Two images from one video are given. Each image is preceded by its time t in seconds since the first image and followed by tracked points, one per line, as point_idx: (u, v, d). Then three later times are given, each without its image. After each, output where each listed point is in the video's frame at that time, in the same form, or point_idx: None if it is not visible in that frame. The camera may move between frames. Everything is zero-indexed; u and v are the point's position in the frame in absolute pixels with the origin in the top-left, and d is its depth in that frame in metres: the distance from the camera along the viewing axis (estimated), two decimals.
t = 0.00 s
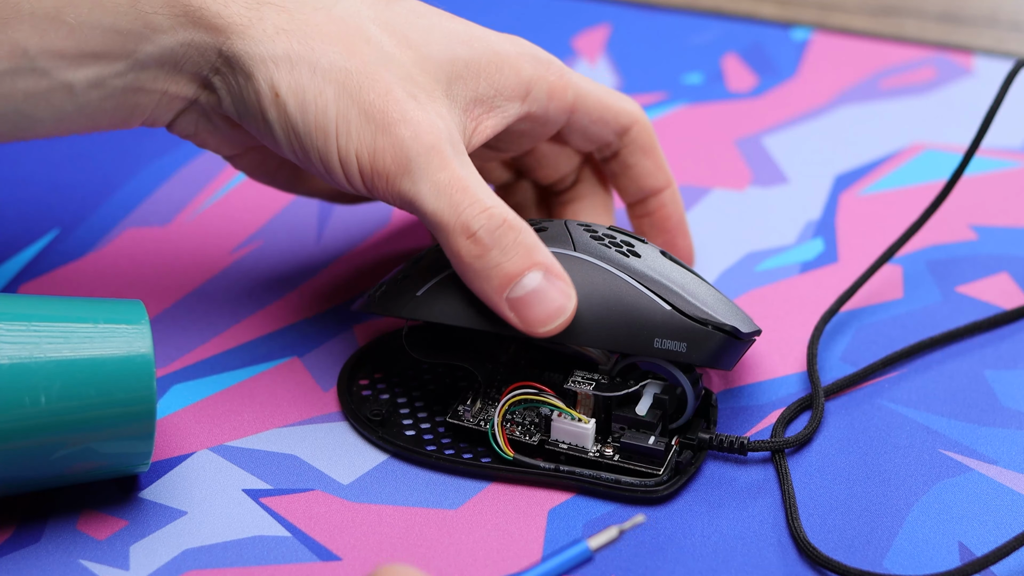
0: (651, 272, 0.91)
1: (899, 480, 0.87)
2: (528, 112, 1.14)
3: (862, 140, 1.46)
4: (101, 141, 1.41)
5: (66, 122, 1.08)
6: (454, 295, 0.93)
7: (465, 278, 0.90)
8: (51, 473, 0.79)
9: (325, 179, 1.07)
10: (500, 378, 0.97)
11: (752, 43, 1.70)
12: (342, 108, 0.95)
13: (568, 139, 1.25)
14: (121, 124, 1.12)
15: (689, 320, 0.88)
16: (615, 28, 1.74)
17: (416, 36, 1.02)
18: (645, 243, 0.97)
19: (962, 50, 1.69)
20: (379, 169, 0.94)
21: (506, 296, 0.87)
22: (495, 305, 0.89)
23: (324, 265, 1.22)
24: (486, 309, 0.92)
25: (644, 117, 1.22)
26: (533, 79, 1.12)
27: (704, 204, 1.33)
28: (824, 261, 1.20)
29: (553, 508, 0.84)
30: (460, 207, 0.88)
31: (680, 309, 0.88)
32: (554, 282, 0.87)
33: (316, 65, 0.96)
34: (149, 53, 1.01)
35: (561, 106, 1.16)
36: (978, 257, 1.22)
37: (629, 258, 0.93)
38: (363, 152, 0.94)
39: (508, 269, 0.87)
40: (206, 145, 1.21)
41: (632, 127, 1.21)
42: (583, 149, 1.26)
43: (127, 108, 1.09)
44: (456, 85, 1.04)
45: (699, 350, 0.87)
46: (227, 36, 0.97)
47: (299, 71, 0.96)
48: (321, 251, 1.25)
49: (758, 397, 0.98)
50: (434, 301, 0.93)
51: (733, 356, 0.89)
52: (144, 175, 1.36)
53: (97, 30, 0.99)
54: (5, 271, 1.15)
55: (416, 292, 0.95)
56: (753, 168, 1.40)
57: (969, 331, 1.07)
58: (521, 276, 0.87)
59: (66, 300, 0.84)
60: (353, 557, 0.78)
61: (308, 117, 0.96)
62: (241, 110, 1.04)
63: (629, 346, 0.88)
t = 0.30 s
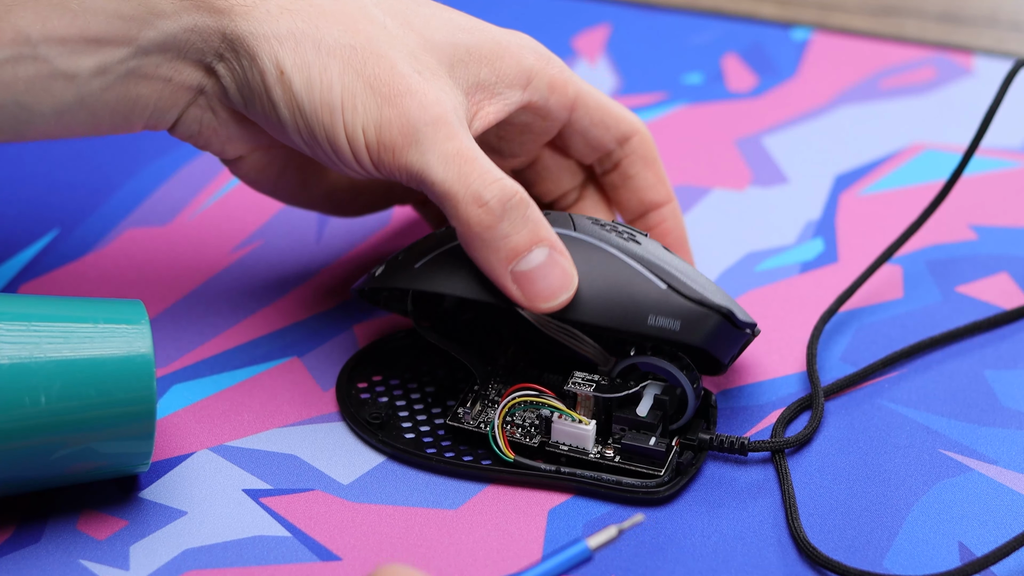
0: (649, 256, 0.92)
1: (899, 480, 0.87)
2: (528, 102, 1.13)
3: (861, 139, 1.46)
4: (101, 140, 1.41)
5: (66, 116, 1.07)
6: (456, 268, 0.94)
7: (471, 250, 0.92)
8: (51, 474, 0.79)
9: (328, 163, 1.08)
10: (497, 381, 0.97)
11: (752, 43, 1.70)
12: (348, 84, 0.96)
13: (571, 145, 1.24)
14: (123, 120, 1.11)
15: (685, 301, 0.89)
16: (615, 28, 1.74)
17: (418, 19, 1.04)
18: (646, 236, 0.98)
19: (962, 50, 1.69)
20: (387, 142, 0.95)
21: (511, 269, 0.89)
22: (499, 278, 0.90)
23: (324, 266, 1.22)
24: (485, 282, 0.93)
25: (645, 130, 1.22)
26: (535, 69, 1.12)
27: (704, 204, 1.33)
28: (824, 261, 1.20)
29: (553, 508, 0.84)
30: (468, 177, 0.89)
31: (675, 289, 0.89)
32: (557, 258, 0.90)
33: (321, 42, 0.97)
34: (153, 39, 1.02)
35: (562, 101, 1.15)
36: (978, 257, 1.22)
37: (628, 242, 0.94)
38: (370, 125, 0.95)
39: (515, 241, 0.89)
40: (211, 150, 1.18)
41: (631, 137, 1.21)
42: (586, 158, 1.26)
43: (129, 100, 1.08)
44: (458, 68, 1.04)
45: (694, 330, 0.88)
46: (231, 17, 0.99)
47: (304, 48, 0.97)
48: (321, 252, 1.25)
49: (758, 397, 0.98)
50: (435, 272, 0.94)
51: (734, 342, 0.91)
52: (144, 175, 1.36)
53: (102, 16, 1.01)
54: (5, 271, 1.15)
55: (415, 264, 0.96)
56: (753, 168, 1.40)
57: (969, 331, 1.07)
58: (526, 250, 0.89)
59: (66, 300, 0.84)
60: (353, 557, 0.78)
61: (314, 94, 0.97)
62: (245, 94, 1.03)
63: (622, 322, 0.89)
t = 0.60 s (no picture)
0: (645, 219, 0.93)
1: (899, 480, 0.87)
2: (512, 91, 1.16)
3: (861, 139, 1.46)
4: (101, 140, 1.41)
5: (50, 115, 1.07)
6: (459, 252, 0.93)
7: (463, 221, 0.93)
8: (51, 474, 0.79)
9: (318, 151, 1.09)
10: (491, 386, 0.96)
11: (752, 43, 1.70)
12: (335, 63, 0.98)
13: (557, 143, 1.26)
14: (106, 120, 1.11)
15: (684, 258, 0.90)
16: (615, 28, 1.74)
17: (400, 6, 1.08)
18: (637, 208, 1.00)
19: (962, 50, 1.69)
20: (375, 118, 0.97)
21: (507, 235, 0.91)
22: (495, 246, 0.91)
23: (324, 266, 1.22)
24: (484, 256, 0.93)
25: (628, 130, 1.24)
26: (518, 58, 1.15)
27: (704, 204, 1.33)
28: (823, 261, 1.20)
29: (553, 508, 0.84)
30: (461, 144, 0.93)
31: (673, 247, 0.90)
32: (552, 224, 0.91)
33: (307, 24, 0.99)
34: (137, 33, 1.03)
35: (547, 91, 1.18)
36: (978, 258, 1.22)
37: (622, 210, 0.95)
38: (358, 102, 0.97)
39: (508, 207, 0.91)
40: (197, 155, 1.17)
41: (615, 137, 1.23)
42: (571, 156, 1.26)
43: (112, 99, 1.08)
44: (443, 53, 1.07)
45: (695, 285, 0.89)
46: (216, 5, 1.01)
47: (290, 31, 0.99)
48: (321, 252, 1.25)
49: (758, 397, 0.98)
50: (440, 256, 0.93)
51: (736, 303, 0.94)
52: (144, 175, 1.36)
53: (87, 10, 1.02)
54: (5, 271, 1.15)
55: (410, 251, 0.95)
56: (753, 168, 1.40)
57: (969, 331, 1.07)
58: (520, 216, 0.91)
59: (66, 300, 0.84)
60: (353, 558, 0.78)
61: (301, 75, 0.99)
62: (232, 84, 1.05)
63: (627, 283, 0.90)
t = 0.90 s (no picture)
0: (633, 210, 0.93)
1: (899, 480, 0.87)
2: (501, 86, 1.16)
3: (861, 140, 1.46)
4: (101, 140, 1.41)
5: (41, 104, 1.07)
6: (453, 243, 0.93)
7: (454, 209, 0.93)
8: (51, 474, 0.79)
9: (310, 139, 1.09)
10: (485, 384, 0.97)
11: (752, 43, 1.70)
12: (329, 47, 0.99)
13: (544, 149, 1.25)
14: (97, 110, 1.11)
15: (672, 247, 0.89)
16: (615, 28, 1.74)
17: None
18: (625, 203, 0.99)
19: (962, 50, 1.69)
20: (369, 103, 0.98)
21: (498, 223, 0.91)
22: (486, 234, 0.91)
23: (324, 266, 1.22)
24: (474, 246, 0.93)
25: (616, 144, 1.24)
26: (508, 55, 1.16)
27: (704, 204, 1.32)
28: (824, 261, 1.20)
29: (553, 508, 0.84)
30: (456, 130, 0.94)
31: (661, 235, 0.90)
32: (543, 214, 0.91)
33: (300, 11, 1.00)
34: (129, 21, 1.03)
35: (536, 90, 1.18)
36: (978, 257, 1.22)
37: (611, 202, 0.95)
38: (352, 86, 0.98)
39: (501, 195, 0.92)
40: (188, 147, 1.18)
41: (602, 149, 1.23)
42: (557, 163, 1.26)
43: (104, 89, 1.08)
44: (434, 45, 1.08)
45: (683, 274, 0.89)
46: None
47: (283, 17, 1.00)
48: (321, 252, 1.25)
49: (758, 397, 0.98)
50: (430, 249, 0.93)
51: (727, 292, 0.93)
52: (144, 175, 1.36)
53: None
54: (5, 271, 1.15)
55: (399, 246, 0.94)
56: (753, 168, 1.40)
57: (969, 330, 1.07)
58: (513, 205, 0.91)
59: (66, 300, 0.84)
60: (353, 558, 0.78)
61: (294, 60, 0.99)
62: (223, 72, 1.05)
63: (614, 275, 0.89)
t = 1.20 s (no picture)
0: (648, 226, 0.93)
1: (899, 480, 0.87)
2: (512, 94, 1.16)
3: (861, 139, 1.46)
4: (101, 141, 1.41)
5: (49, 95, 1.09)
6: (461, 242, 0.93)
7: (467, 214, 0.93)
8: (51, 474, 0.79)
9: (317, 139, 1.09)
10: (484, 384, 0.97)
11: (752, 43, 1.70)
12: (341, 50, 0.98)
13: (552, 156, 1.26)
14: (104, 102, 1.12)
15: (683, 264, 0.89)
16: (615, 28, 1.74)
17: None
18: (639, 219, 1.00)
19: (962, 50, 1.69)
20: (381, 108, 0.97)
21: (512, 230, 0.91)
22: (499, 241, 0.91)
23: (324, 266, 1.22)
24: (485, 251, 0.93)
25: (624, 155, 1.25)
26: (520, 62, 1.16)
27: (704, 204, 1.32)
28: (824, 261, 1.20)
29: (553, 508, 0.84)
30: (469, 138, 0.94)
31: (672, 251, 0.89)
32: (554, 222, 0.91)
33: (313, 12, 1.00)
34: (141, 18, 1.05)
35: (547, 98, 1.19)
36: (978, 257, 1.22)
37: (625, 216, 0.95)
38: (364, 91, 0.98)
39: (515, 202, 0.92)
40: (195, 142, 1.19)
41: (610, 158, 1.23)
42: (566, 171, 1.26)
43: (112, 81, 1.09)
44: (446, 50, 1.08)
45: (691, 291, 0.88)
46: None
47: (296, 18, 1.00)
48: (321, 252, 1.25)
49: (758, 397, 0.98)
50: (438, 248, 0.93)
51: (732, 313, 0.92)
52: (144, 175, 1.36)
53: None
54: (5, 271, 1.15)
55: (409, 242, 0.94)
56: (753, 168, 1.40)
57: (969, 330, 1.07)
58: (525, 213, 0.91)
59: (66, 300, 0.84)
60: (353, 558, 0.78)
61: (305, 61, 0.99)
62: (233, 70, 1.05)
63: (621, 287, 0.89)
